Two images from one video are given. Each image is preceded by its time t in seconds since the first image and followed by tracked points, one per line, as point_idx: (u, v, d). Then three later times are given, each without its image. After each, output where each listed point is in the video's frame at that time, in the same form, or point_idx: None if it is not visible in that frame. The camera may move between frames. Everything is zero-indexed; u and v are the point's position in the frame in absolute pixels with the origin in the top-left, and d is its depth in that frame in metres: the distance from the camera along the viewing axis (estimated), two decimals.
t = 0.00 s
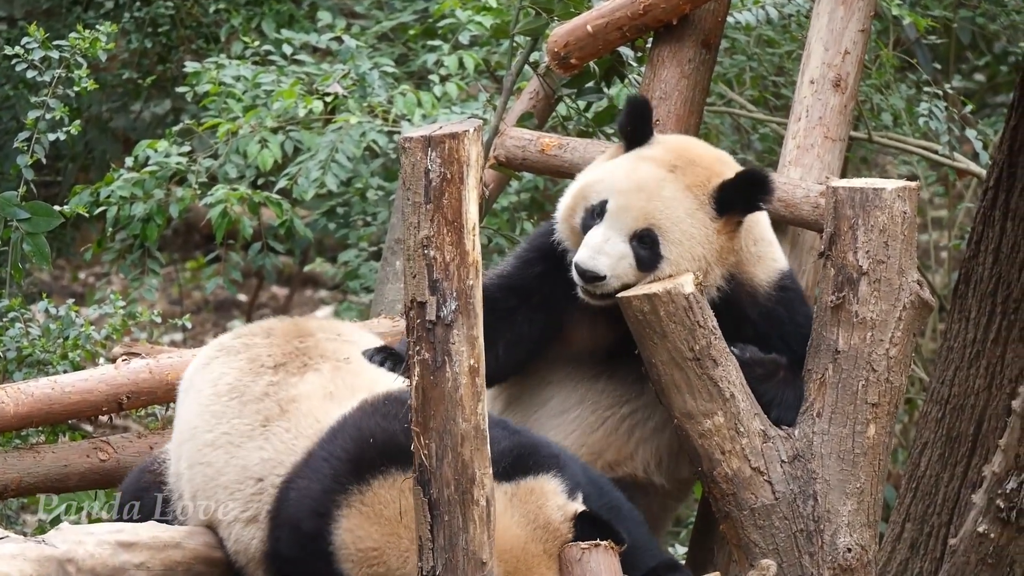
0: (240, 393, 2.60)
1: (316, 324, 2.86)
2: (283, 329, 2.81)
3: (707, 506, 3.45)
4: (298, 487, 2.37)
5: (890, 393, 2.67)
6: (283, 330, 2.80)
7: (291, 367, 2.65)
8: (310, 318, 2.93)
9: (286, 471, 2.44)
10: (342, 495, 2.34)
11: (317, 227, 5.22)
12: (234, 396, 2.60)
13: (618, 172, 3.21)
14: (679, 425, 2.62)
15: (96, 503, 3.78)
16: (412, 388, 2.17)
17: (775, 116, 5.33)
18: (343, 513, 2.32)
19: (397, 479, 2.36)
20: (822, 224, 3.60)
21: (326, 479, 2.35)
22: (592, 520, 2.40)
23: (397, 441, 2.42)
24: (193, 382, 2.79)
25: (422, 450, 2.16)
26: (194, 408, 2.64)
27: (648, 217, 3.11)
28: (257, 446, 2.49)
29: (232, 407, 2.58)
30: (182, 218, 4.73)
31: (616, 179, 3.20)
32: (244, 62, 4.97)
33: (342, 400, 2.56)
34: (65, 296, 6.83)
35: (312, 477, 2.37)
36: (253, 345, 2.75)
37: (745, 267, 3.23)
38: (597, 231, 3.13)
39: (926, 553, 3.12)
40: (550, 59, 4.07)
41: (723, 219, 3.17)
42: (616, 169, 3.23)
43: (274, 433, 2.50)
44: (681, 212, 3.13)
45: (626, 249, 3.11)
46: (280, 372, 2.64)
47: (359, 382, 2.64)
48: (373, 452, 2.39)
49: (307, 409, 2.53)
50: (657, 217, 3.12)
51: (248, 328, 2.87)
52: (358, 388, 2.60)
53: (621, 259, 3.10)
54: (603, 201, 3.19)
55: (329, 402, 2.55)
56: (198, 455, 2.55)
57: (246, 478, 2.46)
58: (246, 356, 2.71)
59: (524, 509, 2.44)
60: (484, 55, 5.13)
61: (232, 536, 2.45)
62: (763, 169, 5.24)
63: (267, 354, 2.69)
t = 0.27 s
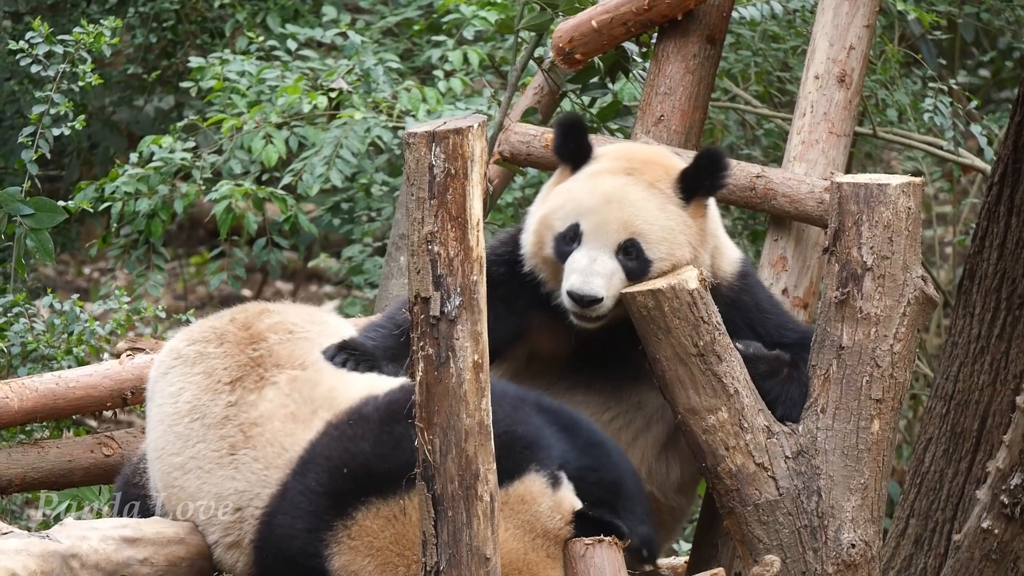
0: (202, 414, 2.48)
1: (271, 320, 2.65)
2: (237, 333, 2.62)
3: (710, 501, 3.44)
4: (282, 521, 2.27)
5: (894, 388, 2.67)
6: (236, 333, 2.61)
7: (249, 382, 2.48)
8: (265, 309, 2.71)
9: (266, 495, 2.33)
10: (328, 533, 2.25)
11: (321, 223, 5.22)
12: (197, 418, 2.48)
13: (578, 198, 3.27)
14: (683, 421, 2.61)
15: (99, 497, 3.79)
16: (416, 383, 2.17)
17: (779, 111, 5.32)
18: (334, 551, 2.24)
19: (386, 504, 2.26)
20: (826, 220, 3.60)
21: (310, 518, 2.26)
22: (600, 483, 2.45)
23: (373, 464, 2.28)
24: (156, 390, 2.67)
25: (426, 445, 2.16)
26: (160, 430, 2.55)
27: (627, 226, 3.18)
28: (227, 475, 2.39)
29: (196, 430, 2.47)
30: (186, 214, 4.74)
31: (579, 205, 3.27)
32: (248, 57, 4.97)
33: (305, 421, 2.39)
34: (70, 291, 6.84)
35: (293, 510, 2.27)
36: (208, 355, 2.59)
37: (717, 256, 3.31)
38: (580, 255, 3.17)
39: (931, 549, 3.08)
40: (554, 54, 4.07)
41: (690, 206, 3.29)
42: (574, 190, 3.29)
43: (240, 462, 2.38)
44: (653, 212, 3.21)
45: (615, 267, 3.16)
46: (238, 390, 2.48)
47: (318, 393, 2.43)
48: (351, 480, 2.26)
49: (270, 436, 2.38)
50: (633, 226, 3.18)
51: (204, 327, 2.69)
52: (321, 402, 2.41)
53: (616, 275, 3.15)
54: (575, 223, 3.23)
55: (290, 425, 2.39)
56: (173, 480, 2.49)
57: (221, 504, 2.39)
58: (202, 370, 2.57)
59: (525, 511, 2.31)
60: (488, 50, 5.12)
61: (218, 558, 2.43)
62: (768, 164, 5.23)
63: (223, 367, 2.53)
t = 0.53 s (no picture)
0: (188, 418, 2.52)
1: (262, 320, 2.68)
2: (228, 333, 2.64)
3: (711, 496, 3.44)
4: (264, 540, 2.28)
5: (894, 384, 2.67)
6: (227, 333, 2.65)
7: (235, 387, 2.52)
8: (258, 306, 2.74)
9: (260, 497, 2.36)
10: (310, 556, 2.26)
11: (321, 219, 5.22)
12: (184, 422, 2.52)
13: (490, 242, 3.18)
14: (683, 417, 2.61)
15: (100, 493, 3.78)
16: (416, 380, 2.17)
17: (780, 107, 5.31)
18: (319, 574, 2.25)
19: (365, 525, 2.26)
20: (827, 215, 3.60)
21: (293, 538, 2.27)
22: (570, 477, 2.53)
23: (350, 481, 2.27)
24: (150, 385, 2.72)
25: (426, 441, 2.16)
26: (149, 430, 2.59)
27: (550, 253, 3.13)
28: (213, 481, 2.43)
29: (184, 434, 2.51)
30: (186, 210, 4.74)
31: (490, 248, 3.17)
32: (248, 53, 4.97)
33: (287, 431, 2.41)
34: (70, 287, 6.83)
35: (275, 530, 2.28)
36: (199, 355, 2.62)
37: (647, 248, 3.26)
38: (517, 291, 3.11)
39: (931, 543, 3.19)
40: (555, 50, 4.07)
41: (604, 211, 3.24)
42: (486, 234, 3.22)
43: (226, 469, 2.42)
44: (570, 229, 3.16)
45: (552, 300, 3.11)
46: (224, 395, 2.52)
47: (303, 398, 2.46)
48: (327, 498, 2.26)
49: (256, 444, 2.42)
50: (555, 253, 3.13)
51: (198, 323, 2.72)
52: (304, 409, 2.43)
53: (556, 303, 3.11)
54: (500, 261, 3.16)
55: (274, 433, 2.42)
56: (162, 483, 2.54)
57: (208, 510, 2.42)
58: (191, 372, 2.60)
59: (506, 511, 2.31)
60: (488, 46, 5.12)
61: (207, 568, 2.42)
62: (769, 161, 5.22)
63: (211, 370, 2.57)
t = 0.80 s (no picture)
0: (201, 410, 2.49)
1: (270, 312, 2.63)
2: (236, 327, 2.59)
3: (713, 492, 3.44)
4: (282, 524, 2.30)
5: (897, 380, 2.67)
6: (234, 327, 2.59)
7: (250, 377, 2.48)
8: (262, 298, 2.68)
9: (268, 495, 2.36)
10: (327, 544, 2.27)
11: (324, 215, 5.22)
12: (196, 414, 2.49)
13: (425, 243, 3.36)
14: (685, 413, 2.61)
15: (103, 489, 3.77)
16: (419, 376, 2.17)
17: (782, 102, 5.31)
18: (335, 564, 2.26)
19: (384, 519, 2.26)
20: (830, 211, 3.60)
21: (311, 526, 2.27)
22: (585, 480, 2.61)
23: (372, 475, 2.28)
24: (155, 383, 2.67)
25: (429, 436, 2.17)
26: (160, 426, 2.56)
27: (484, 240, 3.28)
28: (227, 468, 2.41)
29: (195, 426, 2.48)
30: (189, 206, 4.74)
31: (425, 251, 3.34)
32: (251, 50, 4.97)
33: (308, 420, 2.40)
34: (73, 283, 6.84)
35: (294, 517, 2.29)
36: (207, 350, 2.58)
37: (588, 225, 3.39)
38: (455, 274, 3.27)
39: (934, 539, 3.21)
40: (557, 45, 4.06)
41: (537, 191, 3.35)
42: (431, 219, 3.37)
43: (243, 455, 2.40)
44: (505, 210, 3.30)
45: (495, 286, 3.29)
46: (239, 386, 2.48)
47: (323, 387, 2.45)
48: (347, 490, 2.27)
49: (274, 431, 2.40)
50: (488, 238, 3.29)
51: (202, 317, 2.67)
52: (327, 398, 2.43)
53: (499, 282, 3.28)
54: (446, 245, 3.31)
55: (294, 421, 2.40)
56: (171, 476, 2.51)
57: (220, 497, 2.41)
58: (200, 366, 2.56)
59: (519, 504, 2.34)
60: (491, 42, 5.12)
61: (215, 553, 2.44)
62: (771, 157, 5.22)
63: (222, 364, 2.53)
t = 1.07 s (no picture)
0: (201, 405, 2.45)
1: (264, 304, 2.56)
2: (230, 320, 2.53)
3: (715, 486, 3.44)
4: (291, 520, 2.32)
5: (900, 374, 2.67)
6: (228, 321, 2.53)
7: (251, 370, 2.45)
8: (255, 290, 2.61)
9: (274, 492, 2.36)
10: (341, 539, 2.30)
11: (327, 210, 5.22)
12: (195, 410, 2.46)
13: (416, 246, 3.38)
14: (689, 407, 2.61)
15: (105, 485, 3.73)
16: (423, 370, 2.17)
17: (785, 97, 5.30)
18: (349, 558, 2.29)
19: (398, 514, 2.29)
20: (833, 205, 3.59)
21: (324, 522, 2.31)
22: (594, 420, 2.67)
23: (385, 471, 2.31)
24: (150, 380, 2.60)
25: (433, 431, 2.17)
26: (157, 421, 2.50)
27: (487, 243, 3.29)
28: (232, 462, 2.40)
29: (195, 421, 2.45)
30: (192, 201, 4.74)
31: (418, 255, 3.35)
32: (254, 44, 4.97)
33: (315, 414, 2.41)
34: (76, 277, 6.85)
35: (305, 514, 2.31)
36: (203, 346, 2.51)
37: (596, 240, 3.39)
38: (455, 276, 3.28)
39: (937, 534, 3.22)
40: (560, 41, 4.06)
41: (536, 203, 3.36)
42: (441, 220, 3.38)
43: (248, 448, 2.40)
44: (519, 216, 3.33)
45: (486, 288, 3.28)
46: (239, 380, 2.45)
47: (328, 380, 2.45)
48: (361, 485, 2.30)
49: (280, 425, 2.39)
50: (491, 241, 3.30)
51: (194, 312, 2.59)
52: (333, 392, 2.43)
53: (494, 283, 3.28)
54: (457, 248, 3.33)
55: (301, 416, 2.40)
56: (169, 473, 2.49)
57: (222, 492, 2.41)
58: (197, 363, 2.51)
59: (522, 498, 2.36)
60: (494, 37, 5.11)
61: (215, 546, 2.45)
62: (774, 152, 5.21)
63: (221, 359, 2.48)
